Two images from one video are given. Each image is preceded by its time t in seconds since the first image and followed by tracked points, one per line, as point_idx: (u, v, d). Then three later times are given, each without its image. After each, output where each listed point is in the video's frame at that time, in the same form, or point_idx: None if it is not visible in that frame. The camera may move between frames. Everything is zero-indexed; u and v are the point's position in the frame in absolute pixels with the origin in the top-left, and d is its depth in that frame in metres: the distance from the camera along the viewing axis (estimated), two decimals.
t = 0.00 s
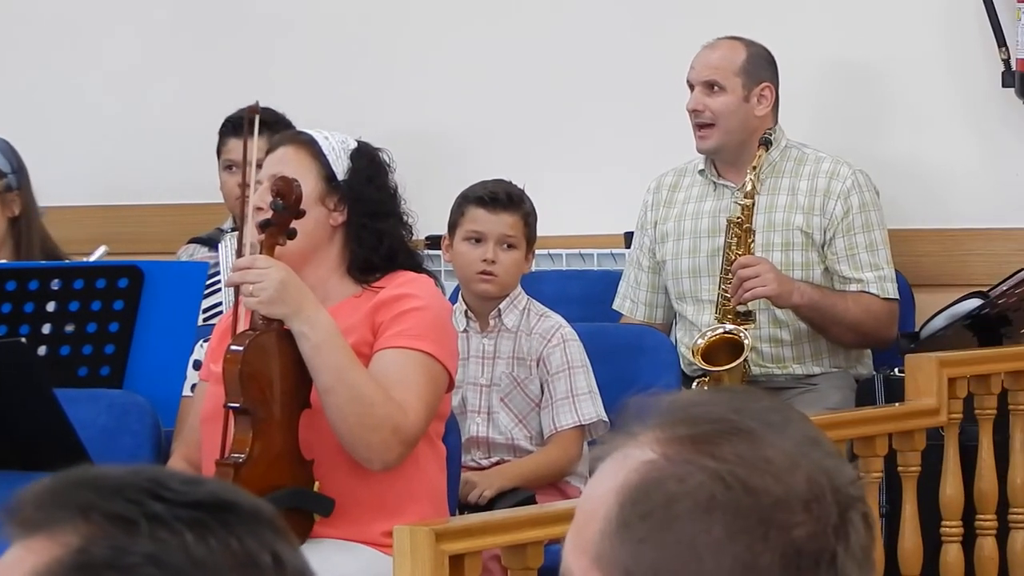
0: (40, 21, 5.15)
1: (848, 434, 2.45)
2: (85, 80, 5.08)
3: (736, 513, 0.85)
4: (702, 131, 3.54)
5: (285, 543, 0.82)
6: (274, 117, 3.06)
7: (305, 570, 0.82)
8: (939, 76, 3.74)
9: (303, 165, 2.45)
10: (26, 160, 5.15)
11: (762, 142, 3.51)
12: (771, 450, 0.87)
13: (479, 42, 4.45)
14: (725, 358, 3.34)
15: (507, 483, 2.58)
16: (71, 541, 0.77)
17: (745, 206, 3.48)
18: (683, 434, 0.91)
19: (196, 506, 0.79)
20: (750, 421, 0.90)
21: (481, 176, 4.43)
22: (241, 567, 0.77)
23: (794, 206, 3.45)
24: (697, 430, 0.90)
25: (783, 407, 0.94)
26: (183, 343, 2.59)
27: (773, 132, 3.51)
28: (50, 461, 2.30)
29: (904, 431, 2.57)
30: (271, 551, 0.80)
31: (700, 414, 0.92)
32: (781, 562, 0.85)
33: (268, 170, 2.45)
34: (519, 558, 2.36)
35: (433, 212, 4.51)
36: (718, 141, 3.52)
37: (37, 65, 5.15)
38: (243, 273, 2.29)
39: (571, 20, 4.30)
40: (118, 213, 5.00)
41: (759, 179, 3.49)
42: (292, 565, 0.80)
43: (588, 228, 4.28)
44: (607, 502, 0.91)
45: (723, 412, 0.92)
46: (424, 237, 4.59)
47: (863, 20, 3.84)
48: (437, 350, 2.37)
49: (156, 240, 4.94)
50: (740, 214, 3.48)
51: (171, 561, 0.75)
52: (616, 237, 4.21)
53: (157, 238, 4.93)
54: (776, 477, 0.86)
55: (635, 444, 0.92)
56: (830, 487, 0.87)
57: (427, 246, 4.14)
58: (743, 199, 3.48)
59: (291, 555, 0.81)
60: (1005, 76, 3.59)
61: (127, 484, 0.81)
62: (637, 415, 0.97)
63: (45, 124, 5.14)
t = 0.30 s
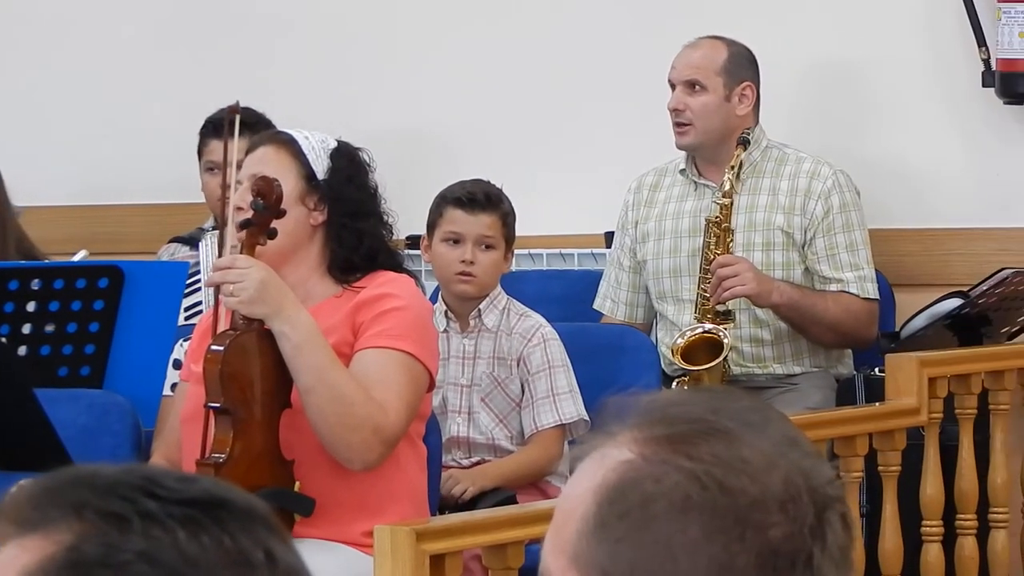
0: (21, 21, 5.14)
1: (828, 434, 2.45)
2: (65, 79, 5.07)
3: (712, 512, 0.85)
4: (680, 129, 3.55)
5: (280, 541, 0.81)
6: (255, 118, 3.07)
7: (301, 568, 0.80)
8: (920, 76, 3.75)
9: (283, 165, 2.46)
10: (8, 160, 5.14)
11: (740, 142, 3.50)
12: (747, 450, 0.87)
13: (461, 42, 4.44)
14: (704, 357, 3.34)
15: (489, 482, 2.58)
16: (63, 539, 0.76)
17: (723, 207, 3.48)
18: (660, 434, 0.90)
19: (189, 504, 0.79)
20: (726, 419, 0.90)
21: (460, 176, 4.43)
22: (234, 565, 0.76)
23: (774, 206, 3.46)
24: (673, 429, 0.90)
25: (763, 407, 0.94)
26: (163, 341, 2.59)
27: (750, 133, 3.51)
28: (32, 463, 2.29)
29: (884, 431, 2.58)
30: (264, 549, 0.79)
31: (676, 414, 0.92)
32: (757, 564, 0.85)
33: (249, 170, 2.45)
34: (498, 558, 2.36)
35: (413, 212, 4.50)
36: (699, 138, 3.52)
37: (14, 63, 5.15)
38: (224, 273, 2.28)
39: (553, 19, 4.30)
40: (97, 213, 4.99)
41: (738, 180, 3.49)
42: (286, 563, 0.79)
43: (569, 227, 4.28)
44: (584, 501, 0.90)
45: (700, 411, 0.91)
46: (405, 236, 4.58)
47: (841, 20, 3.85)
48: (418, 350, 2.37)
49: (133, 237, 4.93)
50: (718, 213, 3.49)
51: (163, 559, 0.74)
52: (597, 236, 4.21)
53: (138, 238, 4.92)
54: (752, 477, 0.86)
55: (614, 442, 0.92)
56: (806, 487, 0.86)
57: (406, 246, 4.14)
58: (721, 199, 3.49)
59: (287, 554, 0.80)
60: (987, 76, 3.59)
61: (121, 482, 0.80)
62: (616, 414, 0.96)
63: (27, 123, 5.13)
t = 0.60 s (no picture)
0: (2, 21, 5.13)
1: (808, 434, 2.45)
2: (49, 79, 5.06)
3: (688, 512, 0.85)
4: (659, 128, 3.56)
5: (265, 536, 0.81)
6: (233, 118, 3.07)
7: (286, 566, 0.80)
8: (901, 76, 3.74)
9: (263, 165, 2.45)
10: None
11: (721, 142, 3.53)
12: (722, 449, 0.87)
13: (442, 43, 4.44)
14: (686, 357, 3.36)
15: (473, 483, 2.60)
16: (46, 537, 0.75)
17: (704, 206, 3.51)
18: (634, 434, 0.90)
19: (172, 500, 0.78)
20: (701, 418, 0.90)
21: (439, 177, 4.44)
22: (218, 560, 0.76)
23: (755, 206, 3.48)
24: (648, 429, 0.90)
25: (739, 407, 0.93)
26: (144, 342, 2.65)
27: (730, 132, 3.53)
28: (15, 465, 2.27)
29: (865, 430, 2.58)
30: (248, 545, 0.78)
31: (648, 415, 0.91)
32: (735, 563, 0.84)
33: (230, 170, 2.44)
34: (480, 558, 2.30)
35: (392, 212, 4.51)
36: (679, 137, 3.54)
37: None
38: (204, 273, 2.27)
39: (534, 19, 4.30)
40: (79, 213, 4.99)
41: (719, 180, 3.51)
42: (270, 558, 0.79)
43: (549, 227, 4.28)
44: (563, 504, 0.90)
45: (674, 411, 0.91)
46: (384, 237, 4.59)
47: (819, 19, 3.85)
48: (399, 350, 2.37)
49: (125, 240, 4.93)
50: (699, 213, 3.51)
51: (145, 554, 0.74)
52: (578, 237, 4.22)
53: (121, 238, 4.92)
54: (728, 476, 0.86)
55: (588, 449, 0.91)
56: (782, 486, 0.86)
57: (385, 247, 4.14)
58: (703, 199, 3.51)
59: (271, 550, 0.80)
60: (967, 76, 3.59)
61: (104, 480, 0.80)
62: (592, 415, 0.96)
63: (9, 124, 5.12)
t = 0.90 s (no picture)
0: None
1: (790, 433, 2.48)
2: (33, 79, 5.06)
3: (667, 512, 0.85)
4: (639, 128, 3.57)
5: (238, 536, 0.80)
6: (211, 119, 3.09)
7: (257, 566, 0.79)
8: (882, 76, 3.75)
9: (244, 164, 2.45)
10: None
11: (700, 142, 3.54)
12: (701, 449, 0.87)
13: (421, 42, 4.46)
14: (666, 357, 3.39)
15: (449, 477, 2.65)
16: (18, 538, 0.75)
17: (685, 206, 3.52)
18: (615, 433, 0.90)
19: (143, 500, 0.78)
20: (679, 418, 0.90)
21: (419, 177, 4.45)
22: (188, 561, 0.75)
23: (734, 207, 3.50)
24: (629, 429, 0.90)
25: (720, 407, 0.93)
26: (124, 341, 2.70)
27: (711, 133, 3.55)
28: None
29: (846, 430, 2.64)
30: (219, 545, 0.77)
31: (627, 414, 0.91)
32: (714, 563, 0.84)
33: (210, 169, 2.44)
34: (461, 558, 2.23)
35: (371, 212, 4.53)
36: (658, 136, 3.55)
37: None
38: (184, 273, 2.25)
39: (511, 20, 4.32)
40: (62, 213, 5.00)
41: (699, 180, 3.53)
42: (241, 557, 0.78)
43: (530, 226, 4.30)
44: (542, 504, 0.90)
45: (651, 410, 0.91)
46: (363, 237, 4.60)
47: (798, 19, 3.86)
48: (379, 350, 2.35)
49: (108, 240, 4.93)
50: (679, 213, 3.53)
51: (116, 555, 0.73)
52: (558, 237, 4.24)
53: (104, 238, 4.93)
54: (707, 476, 0.86)
55: (568, 448, 0.91)
56: (762, 485, 0.86)
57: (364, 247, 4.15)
58: (682, 199, 3.53)
59: (242, 547, 0.79)
60: (948, 76, 3.60)
61: (76, 480, 0.79)
62: (571, 415, 0.95)
63: None
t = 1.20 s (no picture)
0: None
1: (772, 433, 2.49)
2: (18, 79, 5.06)
3: (652, 512, 0.85)
4: (629, 128, 3.56)
5: (210, 539, 0.78)
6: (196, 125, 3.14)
7: (229, 568, 0.78)
8: (864, 76, 3.76)
9: (228, 164, 2.45)
10: None
11: (684, 142, 3.56)
12: (686, 449, 0.87)
13: (405, 42, 4.46)
14: (649, 357, 3.40)
15: (432, 483, 2.67)
16: None
17: (668, 206, 3.54)
18: (600, 434, 0.90)
19: (115, 503, 0.75)
20: (664, 418, 0.90)
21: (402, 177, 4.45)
22: (162, 565, 0.73)
23: (717, 207, 3.51)
24: (614, 429, 0.90)
25: (703, 406, 0.93)
26: (108, 341, 2.80)
27: (694, 133, 3.56)
28: None
29: (830, 431, 2.66)
30: (192, 548, 0.76)
31: (612, 414, 0.91)
32: (699, 563, 0.85)
33: (193, 169, 2.43)
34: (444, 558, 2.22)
35: (354, 212, 4.53)
36: (650, 137, 3.55)
37: None
38: (167, 273, 2.24)
39: (496, 20, 4.32)
40: (45, 213, 4.99)
41: (683, 180, 3.54)
42: (214, 560, 0.76)
43: (512, 226, 4.30)
44: (527, 504, 0.90)
45: (636, 411, 0.91)
46: (347, 237, 4.60)
47: (781, 20, 3.87)
48: (362, 350, 2.35)
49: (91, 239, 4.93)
50: (663, 213, 3.54)
51: (88, 559, 0.71)
52: (542, 236, 4.24)
53: (85, 238, 4.92)
54: (692, 476, 0.86)
55: (552, 447, 0.91)
56: (747, 485, 0.87)
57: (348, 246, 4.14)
58: (666, 199, 3.54)
59: (213, 549, 0.77)
60: (930, 76, 3.61)
61: (44, 483, 0.76)
62: (555, 416, 0.94)
63: None
